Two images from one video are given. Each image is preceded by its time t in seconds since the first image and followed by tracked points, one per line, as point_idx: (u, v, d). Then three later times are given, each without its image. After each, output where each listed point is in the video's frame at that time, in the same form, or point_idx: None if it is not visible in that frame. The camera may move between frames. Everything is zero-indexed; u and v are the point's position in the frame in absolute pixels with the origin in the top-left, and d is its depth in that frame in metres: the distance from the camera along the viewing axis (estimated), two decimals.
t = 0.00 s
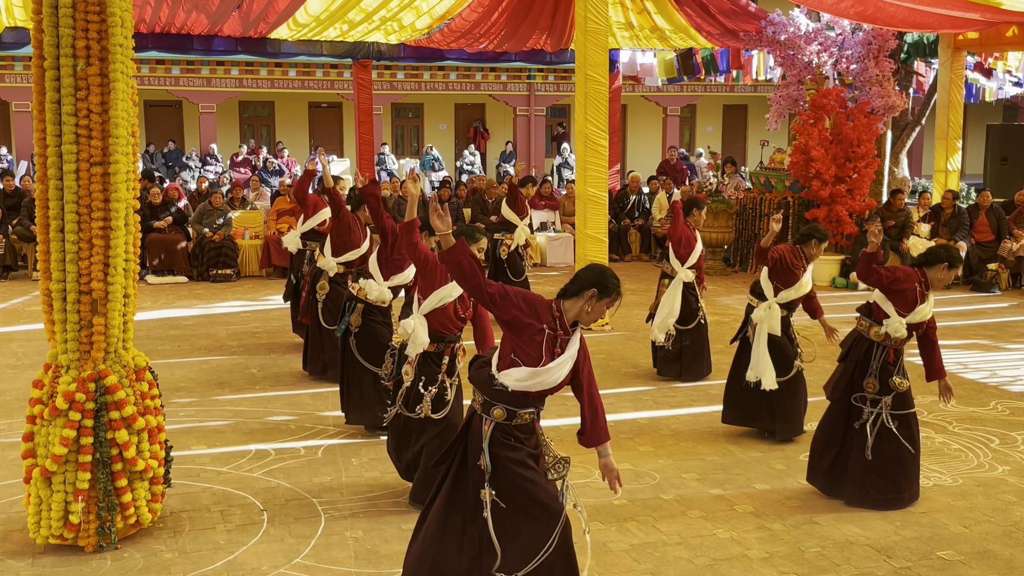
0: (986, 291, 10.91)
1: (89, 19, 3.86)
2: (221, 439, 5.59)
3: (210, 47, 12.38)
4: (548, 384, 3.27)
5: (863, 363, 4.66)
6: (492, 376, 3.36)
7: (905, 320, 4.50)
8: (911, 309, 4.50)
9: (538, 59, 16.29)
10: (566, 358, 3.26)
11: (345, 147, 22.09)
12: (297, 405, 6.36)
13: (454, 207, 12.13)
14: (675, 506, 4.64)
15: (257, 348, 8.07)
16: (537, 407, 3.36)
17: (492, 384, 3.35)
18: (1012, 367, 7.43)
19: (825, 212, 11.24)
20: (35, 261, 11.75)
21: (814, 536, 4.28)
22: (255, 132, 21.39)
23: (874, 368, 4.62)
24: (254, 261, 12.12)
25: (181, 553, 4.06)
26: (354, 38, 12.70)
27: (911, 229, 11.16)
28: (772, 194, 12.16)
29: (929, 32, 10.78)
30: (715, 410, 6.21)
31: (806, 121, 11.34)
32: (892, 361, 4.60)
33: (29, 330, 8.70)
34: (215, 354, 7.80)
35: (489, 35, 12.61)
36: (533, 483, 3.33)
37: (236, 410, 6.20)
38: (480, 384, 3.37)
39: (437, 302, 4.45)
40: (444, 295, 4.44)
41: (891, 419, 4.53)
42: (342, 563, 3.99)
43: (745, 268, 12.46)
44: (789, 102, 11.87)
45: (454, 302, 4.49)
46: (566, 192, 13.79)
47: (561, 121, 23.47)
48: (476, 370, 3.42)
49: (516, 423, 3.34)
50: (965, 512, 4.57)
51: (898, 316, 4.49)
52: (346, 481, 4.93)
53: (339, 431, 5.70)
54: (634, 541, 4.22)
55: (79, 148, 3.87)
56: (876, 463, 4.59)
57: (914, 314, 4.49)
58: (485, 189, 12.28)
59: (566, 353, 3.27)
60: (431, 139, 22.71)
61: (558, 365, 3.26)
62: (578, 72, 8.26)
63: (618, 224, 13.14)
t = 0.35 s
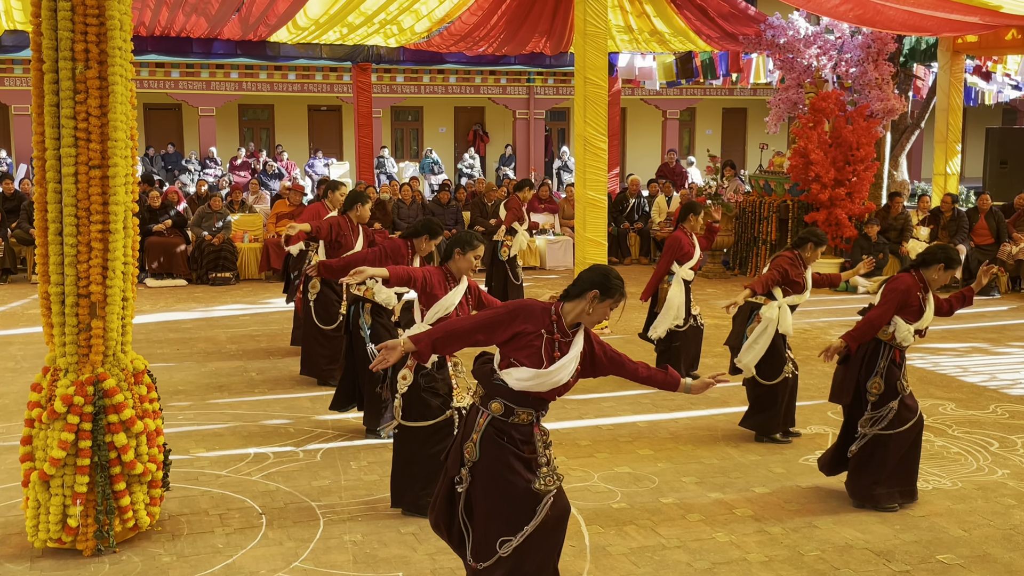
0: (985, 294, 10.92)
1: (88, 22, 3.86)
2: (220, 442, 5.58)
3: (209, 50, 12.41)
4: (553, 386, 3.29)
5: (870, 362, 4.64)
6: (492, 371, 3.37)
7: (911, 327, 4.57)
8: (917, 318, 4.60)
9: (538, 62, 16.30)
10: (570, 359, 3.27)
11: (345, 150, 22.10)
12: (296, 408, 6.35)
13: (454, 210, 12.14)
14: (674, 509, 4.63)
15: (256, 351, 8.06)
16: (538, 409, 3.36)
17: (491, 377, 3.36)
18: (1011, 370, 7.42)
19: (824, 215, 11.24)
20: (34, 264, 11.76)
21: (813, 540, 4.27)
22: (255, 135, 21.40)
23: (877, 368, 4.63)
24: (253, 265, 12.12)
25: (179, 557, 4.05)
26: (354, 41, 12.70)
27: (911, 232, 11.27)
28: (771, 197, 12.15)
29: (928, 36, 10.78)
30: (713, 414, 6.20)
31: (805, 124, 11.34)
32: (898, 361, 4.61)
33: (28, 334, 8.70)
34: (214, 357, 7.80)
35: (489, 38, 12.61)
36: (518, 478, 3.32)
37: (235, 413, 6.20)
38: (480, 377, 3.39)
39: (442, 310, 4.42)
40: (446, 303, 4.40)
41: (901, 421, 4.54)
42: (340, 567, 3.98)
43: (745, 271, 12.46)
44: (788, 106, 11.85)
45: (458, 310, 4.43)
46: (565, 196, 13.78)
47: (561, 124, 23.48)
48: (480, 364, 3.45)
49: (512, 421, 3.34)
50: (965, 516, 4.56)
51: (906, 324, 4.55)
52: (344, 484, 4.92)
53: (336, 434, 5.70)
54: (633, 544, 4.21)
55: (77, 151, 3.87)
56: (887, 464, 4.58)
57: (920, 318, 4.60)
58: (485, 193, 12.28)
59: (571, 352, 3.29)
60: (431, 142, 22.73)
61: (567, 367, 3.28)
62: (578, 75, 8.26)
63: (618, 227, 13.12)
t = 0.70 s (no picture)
0: (984, 297, 10.92)
1: (87, 24, 3.86)
2: (219, 445, 5.57)
3: (209, 53, 12.44)
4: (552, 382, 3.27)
5: (878, 370, 4.58)
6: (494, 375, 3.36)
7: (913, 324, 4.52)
8: (919, 313, 4.53)
9: (537, 65, 16.31)
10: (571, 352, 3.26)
11: (344, 153, 22.10)
12: (295, 411, 6.35)
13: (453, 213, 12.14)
14: (674, 512, 4.63)
15: (255, 353, 8.06)
16: (543, 410, 3.34)
17: (493, 383, 3.35)
18: (1011, 373, 7.42)
19: (824, 218, 11.26)
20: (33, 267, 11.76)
21: (813, 542, 4.27)
22: (254, 138, 21.42)
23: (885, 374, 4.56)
24: (253, 267, 12.12)
25: (178, 559, 4.04)
26: (353, 44, 12.72)
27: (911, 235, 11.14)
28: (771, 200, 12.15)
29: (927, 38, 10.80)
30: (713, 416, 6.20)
31: (805, 126, 11.35)
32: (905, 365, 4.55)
33: (27, 336, 8.69)
34: (213, 360, 7.80)
35: (488, 41, 12.61)
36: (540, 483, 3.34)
37: (233, 416, 6.19)
38: (483, 384, 3.38)
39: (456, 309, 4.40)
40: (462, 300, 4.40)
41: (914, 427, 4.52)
42: (340, 570, 3.98)
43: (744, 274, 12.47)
44: (787, 108, 11.91)
45: (471, 309, 4.44)
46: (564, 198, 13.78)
47: (560, 127, 23.50)
48: (482, 369, 3.44)
49: (518, 423, 3.34)
50: (965, 518, 4.56)
51: (908, 322, 4.51)
52: (343, 487, 4.92)
53: (335, 437, 5.69)
54: (632, 547, 4.21)
55: (77, 153, 3.87)
56: (901, 471, 4.55)
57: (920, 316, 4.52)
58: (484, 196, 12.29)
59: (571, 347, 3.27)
60: (430, 145, 22.74)
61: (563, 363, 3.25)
62: (578, 78, 8.26)
63: (618, 230, 13.12)
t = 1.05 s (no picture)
0: (983, 299, 10.94)
1: (86, 25, 3.86)
2: (218, 447, 5.57)
3: (208, 55, 12.45)
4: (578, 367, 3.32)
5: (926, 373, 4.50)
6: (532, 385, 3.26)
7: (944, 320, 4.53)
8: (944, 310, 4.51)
9: (536, 67, 16.31)
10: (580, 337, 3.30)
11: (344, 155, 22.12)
12: (294, 412, 6.35)
13: (452, 215, 12.16)
14: (673, 514, 4.63)
15: (255, 355, 8.06)
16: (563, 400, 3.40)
17: (521, 386, 3.27)
18: (1010, 375, 7.42)
19: (822, 219, 11.27)
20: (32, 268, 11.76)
21: (812, 544, 4.27)
22: (253, 140, 21.43)
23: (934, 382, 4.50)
24: (252, 269, 12.13)
25: (177, 561, 4.04)
26: (353, 46, 12.71)
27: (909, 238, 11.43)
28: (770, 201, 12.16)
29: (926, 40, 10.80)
30: (712, 418, 6.20)
31: (804, 129, 11.36)
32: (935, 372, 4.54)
33: (26, 338, 8.69)
34: (213, 361, 7.80)
35: (487, 42, 12.60)
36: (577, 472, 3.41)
37: (233, 418, 6.19)
38: (528, 399, 3.27)
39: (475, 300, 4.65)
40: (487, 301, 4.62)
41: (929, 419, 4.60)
42: (339, 572, 3.98)
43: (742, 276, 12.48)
44: (786, 110, 11.95)
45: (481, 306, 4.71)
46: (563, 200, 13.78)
47: (559, 129, 23.51)
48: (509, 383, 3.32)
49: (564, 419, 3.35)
50: (964, 520, 4.56)
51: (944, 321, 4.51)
52: (343, 489, 4.92)
53: (335, 439, 5.69)
54: (632, 549, 4.21)
55: (76, 154, 3.87)
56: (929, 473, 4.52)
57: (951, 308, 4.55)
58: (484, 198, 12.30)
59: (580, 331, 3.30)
60: (430, 147, 22.75)
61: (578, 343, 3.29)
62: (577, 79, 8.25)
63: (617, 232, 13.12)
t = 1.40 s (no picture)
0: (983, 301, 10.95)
1: (85, 27, 3.86)
2: (217, 449, 5.57)
3: (208, 56, 12.45)
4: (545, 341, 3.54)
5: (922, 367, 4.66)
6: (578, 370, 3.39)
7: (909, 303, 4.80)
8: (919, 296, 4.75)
9: (536, 69, 16.31)
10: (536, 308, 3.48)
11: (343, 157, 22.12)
12: (293, 414, 6.34)
13: (451, 216, 12.16)
14: (673, 516, 4.62)
15: (254, 357, 8.05)
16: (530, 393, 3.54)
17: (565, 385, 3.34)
18: (1010, 376, 7.42)
19: (822, 221, 11.25)
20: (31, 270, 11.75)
21: (812, 546, 4.26)
22: (252, 141, 21.44)
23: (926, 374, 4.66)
24: (251, 271, 12.13)
25: (176, 563, 4.03)
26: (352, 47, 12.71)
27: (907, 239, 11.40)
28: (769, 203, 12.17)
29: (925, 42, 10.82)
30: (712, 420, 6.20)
31: (804, 130, 11.38)
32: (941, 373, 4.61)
33: (25, 340, 8.68)
34: (211, 363, 7.79)
35: (487, 44, 12.62)
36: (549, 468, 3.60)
37: (232, 420, 6.18)
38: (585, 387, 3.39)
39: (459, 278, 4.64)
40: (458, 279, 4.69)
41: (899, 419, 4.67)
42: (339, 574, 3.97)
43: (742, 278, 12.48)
44: (786, 111, 11.96)
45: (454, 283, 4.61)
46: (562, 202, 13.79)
47: (559, 130, 23.50)
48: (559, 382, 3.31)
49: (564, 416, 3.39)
50: (964, 522, 4.55)
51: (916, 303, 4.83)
52: (342, 491, 4.91)
53: (334, 441, 5.68)
54: (632, 551, 4.20)
55: (75, 156, 3.87)
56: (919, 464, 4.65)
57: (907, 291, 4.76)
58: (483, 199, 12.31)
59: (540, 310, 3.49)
60: (429, 148, 22.76)
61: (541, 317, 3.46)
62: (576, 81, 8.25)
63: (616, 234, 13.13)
